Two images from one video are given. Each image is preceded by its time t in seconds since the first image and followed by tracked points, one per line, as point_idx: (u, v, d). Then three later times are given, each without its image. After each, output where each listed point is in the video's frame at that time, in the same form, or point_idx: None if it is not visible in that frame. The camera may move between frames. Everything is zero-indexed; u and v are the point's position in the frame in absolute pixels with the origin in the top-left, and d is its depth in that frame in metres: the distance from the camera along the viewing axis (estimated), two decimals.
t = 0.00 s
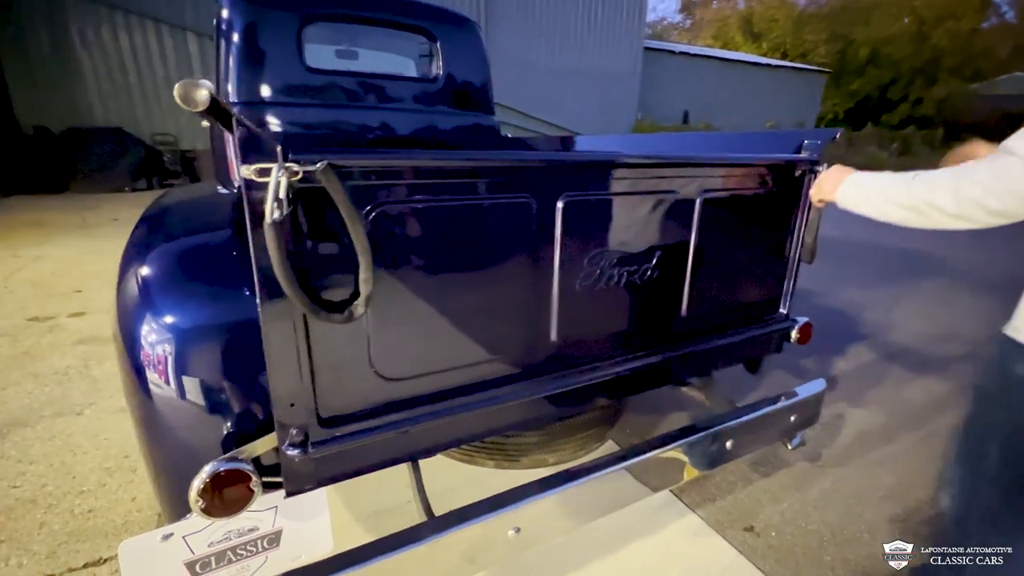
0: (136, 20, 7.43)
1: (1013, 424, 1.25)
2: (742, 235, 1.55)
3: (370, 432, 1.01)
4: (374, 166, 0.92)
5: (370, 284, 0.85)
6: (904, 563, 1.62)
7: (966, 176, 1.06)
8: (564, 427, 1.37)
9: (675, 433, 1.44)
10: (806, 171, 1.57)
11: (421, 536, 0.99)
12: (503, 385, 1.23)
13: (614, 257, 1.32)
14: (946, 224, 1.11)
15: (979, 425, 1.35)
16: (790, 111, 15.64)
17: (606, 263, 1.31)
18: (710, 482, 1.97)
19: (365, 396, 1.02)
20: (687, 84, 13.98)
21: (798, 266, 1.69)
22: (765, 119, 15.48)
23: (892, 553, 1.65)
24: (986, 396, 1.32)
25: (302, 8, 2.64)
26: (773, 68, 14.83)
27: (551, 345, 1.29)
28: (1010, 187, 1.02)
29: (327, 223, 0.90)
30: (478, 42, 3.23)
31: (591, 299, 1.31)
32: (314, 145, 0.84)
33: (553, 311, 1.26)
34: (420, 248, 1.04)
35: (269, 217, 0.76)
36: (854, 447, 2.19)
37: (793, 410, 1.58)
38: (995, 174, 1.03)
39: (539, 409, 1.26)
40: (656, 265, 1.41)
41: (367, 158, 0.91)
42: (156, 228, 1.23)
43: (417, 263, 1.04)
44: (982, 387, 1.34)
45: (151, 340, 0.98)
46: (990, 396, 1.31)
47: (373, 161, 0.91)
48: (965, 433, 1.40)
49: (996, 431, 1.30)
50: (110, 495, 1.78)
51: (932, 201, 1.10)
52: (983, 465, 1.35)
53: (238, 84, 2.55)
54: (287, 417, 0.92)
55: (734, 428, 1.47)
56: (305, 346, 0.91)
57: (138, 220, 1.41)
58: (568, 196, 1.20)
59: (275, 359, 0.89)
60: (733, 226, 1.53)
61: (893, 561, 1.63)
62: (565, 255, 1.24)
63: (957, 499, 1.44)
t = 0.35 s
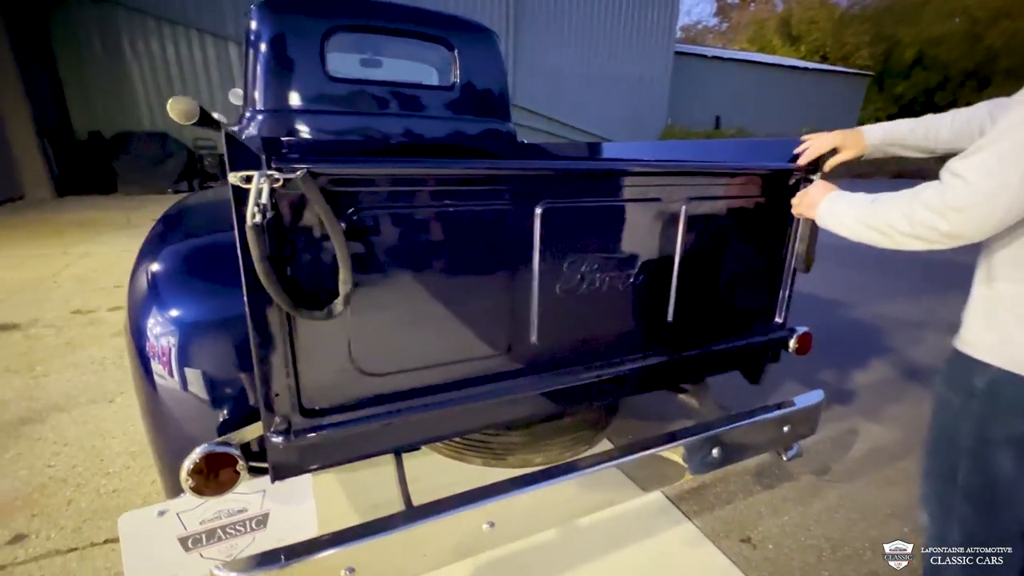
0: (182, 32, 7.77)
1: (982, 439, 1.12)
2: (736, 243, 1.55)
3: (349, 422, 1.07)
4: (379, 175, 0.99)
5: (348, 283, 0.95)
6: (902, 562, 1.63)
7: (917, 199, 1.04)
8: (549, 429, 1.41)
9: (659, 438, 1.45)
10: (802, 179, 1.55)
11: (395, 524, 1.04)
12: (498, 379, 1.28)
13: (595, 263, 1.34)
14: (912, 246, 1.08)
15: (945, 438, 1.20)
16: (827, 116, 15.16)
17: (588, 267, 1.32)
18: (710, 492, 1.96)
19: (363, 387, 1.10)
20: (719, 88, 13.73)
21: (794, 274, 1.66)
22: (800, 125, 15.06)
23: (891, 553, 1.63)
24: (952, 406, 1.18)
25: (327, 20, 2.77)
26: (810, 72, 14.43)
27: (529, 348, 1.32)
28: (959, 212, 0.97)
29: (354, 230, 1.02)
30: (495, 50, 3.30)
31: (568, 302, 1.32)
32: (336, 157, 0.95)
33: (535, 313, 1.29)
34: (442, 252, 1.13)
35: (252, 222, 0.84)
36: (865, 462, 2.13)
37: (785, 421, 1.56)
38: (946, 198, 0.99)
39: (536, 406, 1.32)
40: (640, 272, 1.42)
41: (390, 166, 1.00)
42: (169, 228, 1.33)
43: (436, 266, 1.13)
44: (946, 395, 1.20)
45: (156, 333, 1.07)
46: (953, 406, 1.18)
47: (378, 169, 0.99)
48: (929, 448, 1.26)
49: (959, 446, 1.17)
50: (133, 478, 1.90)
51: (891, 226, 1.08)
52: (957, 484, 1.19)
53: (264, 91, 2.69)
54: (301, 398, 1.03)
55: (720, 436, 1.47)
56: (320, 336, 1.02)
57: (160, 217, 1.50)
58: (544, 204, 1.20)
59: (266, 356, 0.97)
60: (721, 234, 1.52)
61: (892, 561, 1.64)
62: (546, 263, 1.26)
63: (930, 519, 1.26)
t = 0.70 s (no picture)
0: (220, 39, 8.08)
1: (956, 438, 1.16)
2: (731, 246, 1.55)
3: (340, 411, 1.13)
4: (376, 176, 1.05)
5: (340, 278, 1.03)
6: (901, 562, 1.51)
7: (881, 195, 1.11)
8: (541, 425, 1.45)
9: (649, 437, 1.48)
10: (799, 182, 1.54)
11: (382, 508, 1.10)
12: (500, 372, 1.33)
13: (583, 263, 1.35)
14: (882, 241, 1.15)
15: (919, 440, 1.25)
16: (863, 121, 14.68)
17: (576, 267, 1.34)
18: (711, 496, 1.95)
19: (366, 377, 1.17)
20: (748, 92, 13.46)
21: (790, 279, 1.66)
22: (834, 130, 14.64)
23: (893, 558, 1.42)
24: (924, 408, 1.23)
25: (349, 28, 2.87)
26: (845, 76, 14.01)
27: (516, 346, 1.34)
28: (918, 206, 1.04)
29: (381, 234, 1.12)
30: (512, 56, 3.36)
31: (554, 302, 1.35)
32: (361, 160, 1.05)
33: (524, 311, 1.32)
34: (460, 253, 1.21)
35: (249, 219, 0.93)
36: (874, 473, 2.09)
37: (779, 425, 1.57)
38: (907, 193, 1.06)
39: (542, 400, 1.38)
40: (630, 274, 1.43)
41: (409, 170, 1.08)
42: (191, 224, 1.43)
43: (456, 267, 1.21)
44: (915, 396, 1.25)
45: (172, 322, 1.15)
46: (925, 408, 1.22)
47: (380, 172, 1.06)
48: (904, 448, 1.30)
49: (933, 447, 1.21)
50: (156, 462, 2.01)
51: (860, 222, 1.15)
52: (932, 482, 1.24)
53: (289, 96, 2.81)
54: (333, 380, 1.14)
55: (709, 438, 1.49)
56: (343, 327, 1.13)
57: (186, 213, 1.61)
58: (532, 206, 1.24)
59: (263, 347, 1.05)
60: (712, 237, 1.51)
61: (892, 561, 1.52)
62: (533, 266, 1.30)
63: (911, 517, 1.32)
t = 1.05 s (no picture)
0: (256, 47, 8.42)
1: (929, 419, 1.21)
2: (732, 248, 1.53)
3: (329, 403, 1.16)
4: (389, 175, 1.10)
5: (329, 274, 1.07)
6: (901, 563, 1.34)
7: (909, 208, 1.08)
8: (534, 425, 1.46)
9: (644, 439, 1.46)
10: (802, 187, 1.52)
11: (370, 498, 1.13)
12: (511, 370, 1.36)
13: (573, 263, 1.34)
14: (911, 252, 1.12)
15: (889, 420, 1.29)
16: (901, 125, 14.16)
17: (565, 267, 1.33)
18: (715, 505, 1.91)
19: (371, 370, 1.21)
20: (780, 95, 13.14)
21: (791, 283, 1.63)
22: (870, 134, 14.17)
23: (891, 553, 1.35)
24: (897, 389, 1.27)
25: (369, 34, 2.96)
26: (882, 78, 13.56)
27: (505, 345, 1.34)
28: (955, 217, 1.02)
29: (402, 236, 1.16)
30: (528, 60, 3.39)
31: (541, 302, 1.34)
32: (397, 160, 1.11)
33: (513, 311, 1.32)
34: (478, 253, 1.25)
35: (237, 214, 0.98)
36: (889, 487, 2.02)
37: (779, 432, 1.54)
38: (942, 203, 1.03)
39: (551, 399, 1.40)
40: (622, 276, 1.41)
41: (432, 171, 1.13)
42: (203, 220, 1.49)
43: (473, 266, 1.25)
44: (889, 379, 1.29)
45: (177, 315, 1.21)
46: (899, 390, 1.26)
47: (390, 173, 1.10)
48: (872, 427, 1.35)
49: (903, 427, 1.26)
50: (173, 450, 2.10)
51: (887, 235, 1.12)
52: (897, 463, 1.28)
53: (309, 99, 2.90)
54: (363, 370, 1.20)
55: (703, 442, 1.47)
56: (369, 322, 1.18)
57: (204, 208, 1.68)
58: (520, 207, 1.24)
59: (252, 341, 1.09)
60: (704, 240, 1.48)
61: (891, 561, 1.36)
62: (520, 267, 1.29)
63: (873, 495, 1.36)
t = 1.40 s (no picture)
0: (281, 52, 8.68)
1: (915, 426, 1.27)
2: (731, 255, 1.48)
3: (308, 406, 1.16)
4: (402, 181, 1.11)
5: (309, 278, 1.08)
6: (901, 563, 1.36)
7: (958, 237, 1.04)
8: (524, 432, 1.44)
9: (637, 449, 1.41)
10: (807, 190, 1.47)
11: (349, 502, 1.13)
12: (512, 375, 1.35)
13: (560, 270, 1.32)
14: (942, 273, 1.12)
15: (876, 423, 1.35)
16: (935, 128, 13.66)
17: (552, 274, 1.31)
18: (716, 518, 1.86)
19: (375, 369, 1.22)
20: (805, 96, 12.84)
21: (793, 292, 1.57)
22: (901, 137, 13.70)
23: (891, 554, 1.36)
24: (889, 394, 1.33)
25: (382, 37, 3.00)
26: (915, 80, 13.11)
27: (492, 350, 1.32)
28: (1014, 253, 0.99)
29: (418, 235, 1.18)
30: (540, 63, 3.38)
31: (526, 308, 1.32)
32: (422, 164, 1.13)
33: (496, 317, 1.29)
34: (494, 253, 1.25)
35: (215, 218, 1.00)
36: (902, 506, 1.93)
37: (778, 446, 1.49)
38: (997, 237, 1.00)
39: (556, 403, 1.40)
40: (612, 282, 1.38)
41: (445, 174, 1.14)
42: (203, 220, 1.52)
43: (484, 267, 1.25)
44: (882, 383, 1.35)
45: (170, 316, 1.23)
46: (891, 395, 1.32)
47: (401, 178, 1.11)
48: (858, 432, 1.40)
49: (888, 431, 1.32)
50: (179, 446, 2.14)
51: (927, 259, 1.09)
52: (875, 467, 1.34)
53: (322, 103, 2.95)
54: (365, 372, 1.22)
55: (697, 455, 1.42)
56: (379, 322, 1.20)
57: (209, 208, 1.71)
58: (506, 213, 1.23)
59: (236, 344, 1.10)
60: (697, 246, 1.44)
61: (891, 561, 1.37)
62: (505, 269, 1.27)
63: (850, 499, 1.41)
